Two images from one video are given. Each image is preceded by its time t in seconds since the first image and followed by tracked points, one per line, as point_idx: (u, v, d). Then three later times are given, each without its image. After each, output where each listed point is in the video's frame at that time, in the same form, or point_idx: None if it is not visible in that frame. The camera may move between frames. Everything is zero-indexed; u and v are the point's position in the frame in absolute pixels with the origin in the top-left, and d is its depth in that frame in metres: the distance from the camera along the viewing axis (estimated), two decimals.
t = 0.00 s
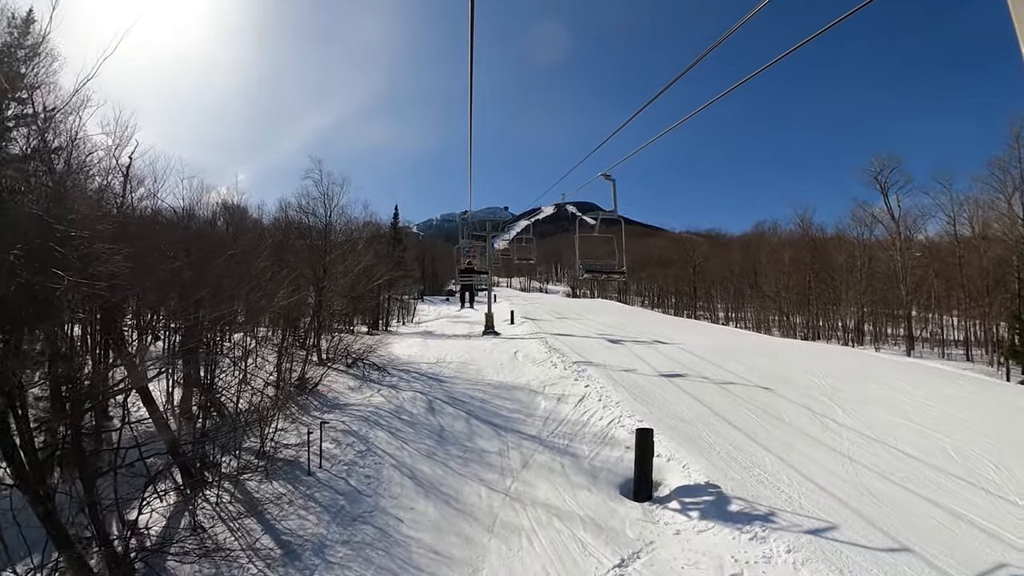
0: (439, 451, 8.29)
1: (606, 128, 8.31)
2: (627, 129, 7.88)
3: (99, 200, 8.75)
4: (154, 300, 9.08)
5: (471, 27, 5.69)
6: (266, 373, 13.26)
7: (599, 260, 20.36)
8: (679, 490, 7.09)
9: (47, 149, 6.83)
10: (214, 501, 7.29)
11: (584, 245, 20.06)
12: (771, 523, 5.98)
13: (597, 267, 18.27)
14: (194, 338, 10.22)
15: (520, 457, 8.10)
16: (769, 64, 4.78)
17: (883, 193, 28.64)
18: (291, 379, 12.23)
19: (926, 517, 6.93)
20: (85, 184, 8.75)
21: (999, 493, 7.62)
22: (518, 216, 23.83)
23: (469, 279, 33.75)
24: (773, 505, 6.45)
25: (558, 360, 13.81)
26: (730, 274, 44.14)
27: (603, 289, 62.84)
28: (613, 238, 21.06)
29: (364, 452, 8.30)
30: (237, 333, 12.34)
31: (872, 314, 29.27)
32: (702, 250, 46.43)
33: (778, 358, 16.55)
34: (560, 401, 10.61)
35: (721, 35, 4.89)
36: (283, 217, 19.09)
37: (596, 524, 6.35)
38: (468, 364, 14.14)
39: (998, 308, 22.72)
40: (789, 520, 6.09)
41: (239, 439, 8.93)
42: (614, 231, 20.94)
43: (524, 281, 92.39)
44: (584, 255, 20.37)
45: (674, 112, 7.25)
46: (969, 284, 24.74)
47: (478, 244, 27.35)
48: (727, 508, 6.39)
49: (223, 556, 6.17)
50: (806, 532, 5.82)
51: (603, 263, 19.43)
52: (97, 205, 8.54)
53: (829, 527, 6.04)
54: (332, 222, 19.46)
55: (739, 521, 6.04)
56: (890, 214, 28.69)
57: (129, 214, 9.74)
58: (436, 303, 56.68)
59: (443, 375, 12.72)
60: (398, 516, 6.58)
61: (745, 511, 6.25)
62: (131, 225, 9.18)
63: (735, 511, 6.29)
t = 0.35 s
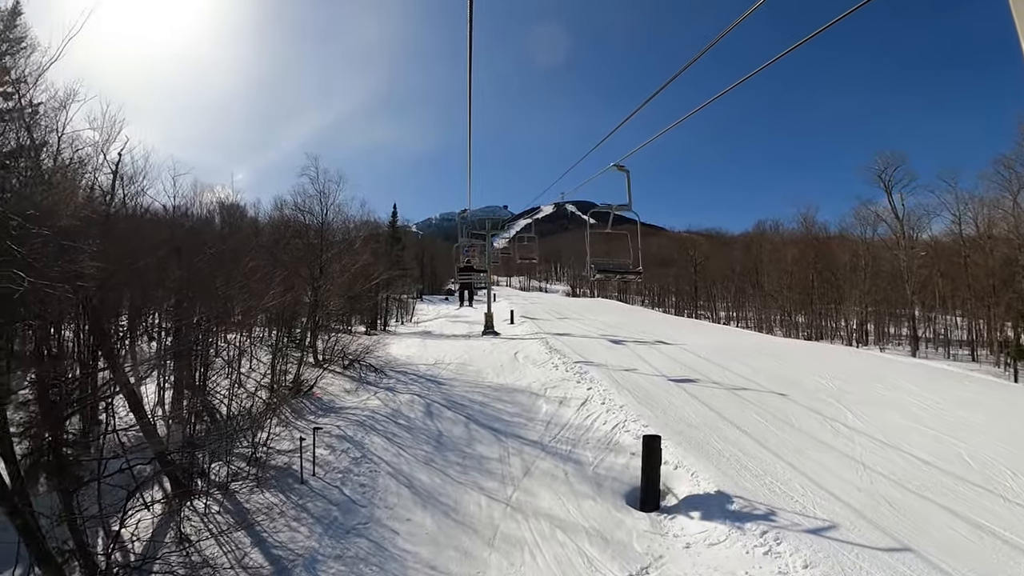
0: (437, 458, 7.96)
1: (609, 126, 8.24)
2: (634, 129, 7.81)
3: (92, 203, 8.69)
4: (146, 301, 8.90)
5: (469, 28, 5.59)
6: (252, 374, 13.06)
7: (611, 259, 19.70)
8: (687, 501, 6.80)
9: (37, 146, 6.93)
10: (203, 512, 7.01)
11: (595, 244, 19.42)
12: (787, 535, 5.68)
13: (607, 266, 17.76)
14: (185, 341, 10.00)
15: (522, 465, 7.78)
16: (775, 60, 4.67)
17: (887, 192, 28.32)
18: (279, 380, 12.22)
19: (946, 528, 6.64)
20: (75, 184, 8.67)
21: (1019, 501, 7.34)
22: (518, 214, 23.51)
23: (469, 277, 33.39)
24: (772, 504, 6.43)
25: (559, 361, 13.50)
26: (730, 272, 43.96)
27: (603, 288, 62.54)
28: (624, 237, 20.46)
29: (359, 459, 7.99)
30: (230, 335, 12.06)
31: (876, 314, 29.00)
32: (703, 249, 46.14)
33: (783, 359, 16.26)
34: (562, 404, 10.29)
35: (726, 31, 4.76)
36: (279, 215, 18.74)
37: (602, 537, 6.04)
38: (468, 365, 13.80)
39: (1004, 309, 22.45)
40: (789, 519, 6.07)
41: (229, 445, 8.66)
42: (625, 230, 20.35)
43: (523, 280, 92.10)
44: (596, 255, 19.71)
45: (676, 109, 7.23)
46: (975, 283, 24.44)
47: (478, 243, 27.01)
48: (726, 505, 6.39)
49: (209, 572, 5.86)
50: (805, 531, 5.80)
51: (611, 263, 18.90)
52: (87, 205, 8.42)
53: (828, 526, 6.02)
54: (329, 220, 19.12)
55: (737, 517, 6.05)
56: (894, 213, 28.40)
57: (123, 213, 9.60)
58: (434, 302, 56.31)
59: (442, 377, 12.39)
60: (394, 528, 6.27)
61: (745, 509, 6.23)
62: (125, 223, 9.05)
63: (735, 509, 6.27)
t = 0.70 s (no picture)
0: (434, 464, 7.65)
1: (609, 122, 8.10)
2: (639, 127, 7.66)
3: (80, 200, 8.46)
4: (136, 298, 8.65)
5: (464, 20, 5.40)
6: (245, 373, 12.86)
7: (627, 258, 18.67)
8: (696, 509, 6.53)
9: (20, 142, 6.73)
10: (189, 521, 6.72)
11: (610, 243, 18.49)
12: (802, 548, 5.39)
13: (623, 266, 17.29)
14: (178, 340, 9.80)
15: (523, 472, 7.47)
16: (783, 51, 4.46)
17: (890, 190, 28.07)
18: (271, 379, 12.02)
19: (965, 538, 6.36)
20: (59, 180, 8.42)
21: None
22: (518, 212, 23.16)
23: (468, 276, 33.06)
24: (771, 501, 6.48)
25: (560, 362, 13.18)
26: (731, 271, 42.94)
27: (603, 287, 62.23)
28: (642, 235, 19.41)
29: (353, 466, 7.67)
30: (222, 334, 11.85)
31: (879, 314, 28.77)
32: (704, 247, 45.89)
33: (787, 359, 15.98)
34: (563, 407, 9.98)
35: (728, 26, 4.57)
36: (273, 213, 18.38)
37: (607, 550, 5.74)
38: (466, 366, 13.49)
39: (1010, 309, 22.21)
40: (787, 518, 6.11)
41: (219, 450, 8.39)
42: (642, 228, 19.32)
43: (523, 279, 91.80)
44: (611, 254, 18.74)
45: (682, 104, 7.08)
46: (980, 283, 24.20)
47: (477, 241, 26.67)
48: (723, 501, 6.45)
49: None
50: (803, 529, 5.87)
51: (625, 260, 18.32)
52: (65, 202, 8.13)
53: (827, 524, 6.06)
54: (325, 218, 18.78)
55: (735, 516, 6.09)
56: (897, 211, 28.14)
57: (110, 207, 9.31)
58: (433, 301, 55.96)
59: (439, 378, 12.07)
60: (389, 540, 5.96)
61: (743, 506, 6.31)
62: (113, 220, 8.81)
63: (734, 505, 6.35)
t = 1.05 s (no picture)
0: (433, 471, 7.33)
1: (617, 116, 7.83)
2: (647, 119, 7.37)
3: (70, 196, 8.20)
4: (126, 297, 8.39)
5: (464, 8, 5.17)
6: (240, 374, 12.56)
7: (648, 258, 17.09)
8: (710, 519, 6.24)
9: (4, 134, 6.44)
10: (177, 533, 6.44)
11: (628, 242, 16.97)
12: (823, 564, 5.09)
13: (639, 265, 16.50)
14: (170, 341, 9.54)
15: (525, 479, 7.15)
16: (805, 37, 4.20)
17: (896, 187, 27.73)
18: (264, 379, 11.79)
19: (990, 548, 6.07)
20: (49, 176, 8.17)
21: None
22: (518, 209, 22.77)
23: (467, 274, 32.71)
24: (779, 509, 6.26)
25: (562, 363, 12.86)
26: (733, 270, 42.73)
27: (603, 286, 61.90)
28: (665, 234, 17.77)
29: (348, 473, 7.36)
30: (216, 333, 11.61)
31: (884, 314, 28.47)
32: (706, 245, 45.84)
33: (793, 360, 15.68)
34: (566, 410, 9.66)
35: (744, 11, 4.29)
36: (270, 210, 18.03)
37: (615, 564, 5.43)
38: (466, 366, 13.16)
39: (1019, 309, 21.86)
40: (787, 515, 6.12)
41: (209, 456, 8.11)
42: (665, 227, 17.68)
43: (523, 277, 91.39)
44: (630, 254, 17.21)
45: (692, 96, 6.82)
46: (988, 282, 23.85)
47: (477, 239, 26.29)
48: (722, 501, 6.49)
49: None
50: (803, 526, 5.89)
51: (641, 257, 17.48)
52: (54, 198, 7.87)
53: (827, 522, 6.07)
54: (322, 215, 18.41)
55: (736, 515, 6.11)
56: (903, 209, 27.78)
57: (103, 203, 9.08)
58: (433, 300, 55.59)
59: (438, 380, 11.74)
60: (384, 554, 5.64)
61: (741, 504, 6.37)
62: (105, 217, 8.55)
63: (731, 504, 6.41)
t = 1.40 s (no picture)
0: (431, 479, 7.02)
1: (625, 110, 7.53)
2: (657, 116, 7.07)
3: (61, 194, 7.97)
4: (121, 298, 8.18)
5: None
6: (230, 375, 12.39)
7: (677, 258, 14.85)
8: (723, 532, 5.95)
9: None
10: (163, 546, 6.15)
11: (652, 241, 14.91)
12: None
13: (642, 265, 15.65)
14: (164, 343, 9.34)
15: (527, 487, 6.85)
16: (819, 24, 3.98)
17: (900, 185, 27.43)
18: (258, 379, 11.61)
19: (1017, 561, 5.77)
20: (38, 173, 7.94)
21: None
22: (518, 207, 22.42)
23: (467, 273, 32.36)
24: (795, 522, 5.95)
25: (563, 364, 12.55)
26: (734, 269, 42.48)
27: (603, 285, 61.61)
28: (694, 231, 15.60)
29: (343, 481, 7.04)
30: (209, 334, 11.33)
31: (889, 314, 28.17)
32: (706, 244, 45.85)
33: (799, 360, 15.39)
34: (570, 413, 9.35)
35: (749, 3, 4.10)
36: (265, 208, 17.65)
37: None
38: (466, 368, 12.85)
39: None
40: (787, 513, 6.20)
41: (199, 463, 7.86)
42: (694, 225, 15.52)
43: (522, 276, 91.04)
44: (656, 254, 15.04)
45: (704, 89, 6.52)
46: (996, 281, 23.54)
47: (477, 238, 25.94)
48: (722, 499, 6.55)
49: None
50: (803, 524, 5.98)
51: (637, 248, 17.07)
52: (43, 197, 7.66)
53: (827, 520, 6.18)
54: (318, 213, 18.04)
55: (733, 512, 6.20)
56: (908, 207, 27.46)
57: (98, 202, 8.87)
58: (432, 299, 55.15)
59: (437, 382, 11.41)
60: (379, 569, 5.33)
61: (739, 502, 6.42)
62: (101, 216, 8.37)
63: (732, 502, 6.45)
